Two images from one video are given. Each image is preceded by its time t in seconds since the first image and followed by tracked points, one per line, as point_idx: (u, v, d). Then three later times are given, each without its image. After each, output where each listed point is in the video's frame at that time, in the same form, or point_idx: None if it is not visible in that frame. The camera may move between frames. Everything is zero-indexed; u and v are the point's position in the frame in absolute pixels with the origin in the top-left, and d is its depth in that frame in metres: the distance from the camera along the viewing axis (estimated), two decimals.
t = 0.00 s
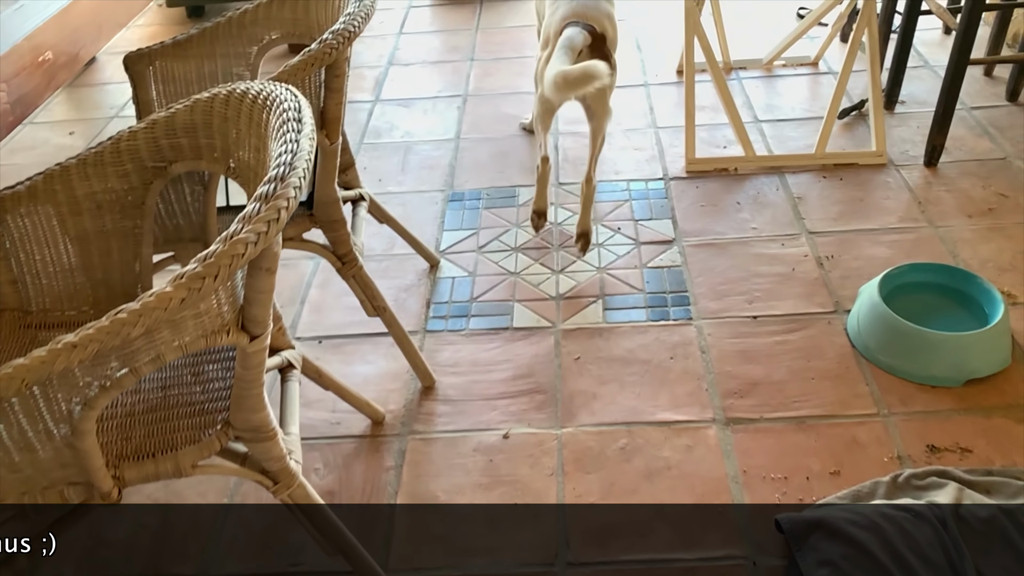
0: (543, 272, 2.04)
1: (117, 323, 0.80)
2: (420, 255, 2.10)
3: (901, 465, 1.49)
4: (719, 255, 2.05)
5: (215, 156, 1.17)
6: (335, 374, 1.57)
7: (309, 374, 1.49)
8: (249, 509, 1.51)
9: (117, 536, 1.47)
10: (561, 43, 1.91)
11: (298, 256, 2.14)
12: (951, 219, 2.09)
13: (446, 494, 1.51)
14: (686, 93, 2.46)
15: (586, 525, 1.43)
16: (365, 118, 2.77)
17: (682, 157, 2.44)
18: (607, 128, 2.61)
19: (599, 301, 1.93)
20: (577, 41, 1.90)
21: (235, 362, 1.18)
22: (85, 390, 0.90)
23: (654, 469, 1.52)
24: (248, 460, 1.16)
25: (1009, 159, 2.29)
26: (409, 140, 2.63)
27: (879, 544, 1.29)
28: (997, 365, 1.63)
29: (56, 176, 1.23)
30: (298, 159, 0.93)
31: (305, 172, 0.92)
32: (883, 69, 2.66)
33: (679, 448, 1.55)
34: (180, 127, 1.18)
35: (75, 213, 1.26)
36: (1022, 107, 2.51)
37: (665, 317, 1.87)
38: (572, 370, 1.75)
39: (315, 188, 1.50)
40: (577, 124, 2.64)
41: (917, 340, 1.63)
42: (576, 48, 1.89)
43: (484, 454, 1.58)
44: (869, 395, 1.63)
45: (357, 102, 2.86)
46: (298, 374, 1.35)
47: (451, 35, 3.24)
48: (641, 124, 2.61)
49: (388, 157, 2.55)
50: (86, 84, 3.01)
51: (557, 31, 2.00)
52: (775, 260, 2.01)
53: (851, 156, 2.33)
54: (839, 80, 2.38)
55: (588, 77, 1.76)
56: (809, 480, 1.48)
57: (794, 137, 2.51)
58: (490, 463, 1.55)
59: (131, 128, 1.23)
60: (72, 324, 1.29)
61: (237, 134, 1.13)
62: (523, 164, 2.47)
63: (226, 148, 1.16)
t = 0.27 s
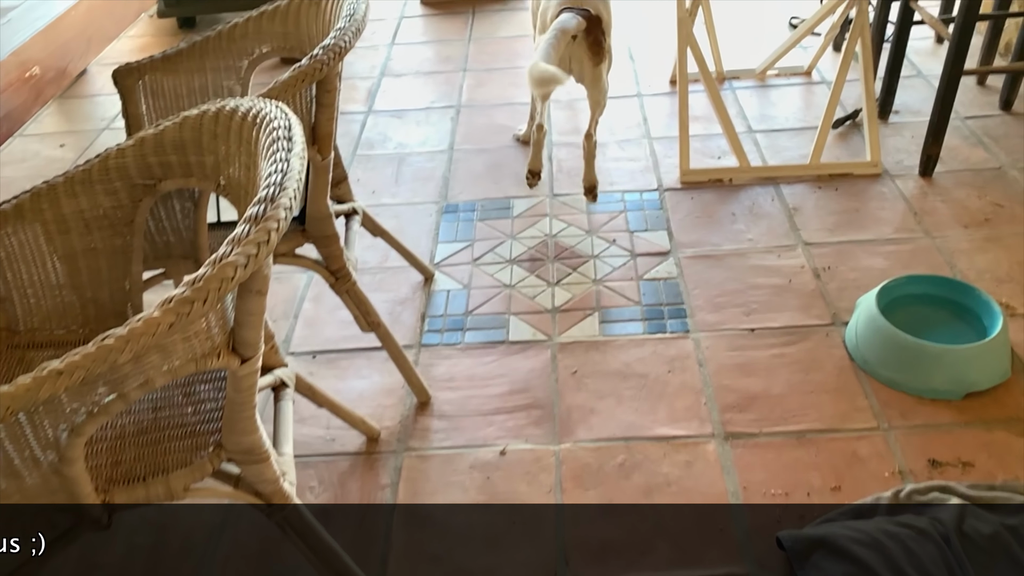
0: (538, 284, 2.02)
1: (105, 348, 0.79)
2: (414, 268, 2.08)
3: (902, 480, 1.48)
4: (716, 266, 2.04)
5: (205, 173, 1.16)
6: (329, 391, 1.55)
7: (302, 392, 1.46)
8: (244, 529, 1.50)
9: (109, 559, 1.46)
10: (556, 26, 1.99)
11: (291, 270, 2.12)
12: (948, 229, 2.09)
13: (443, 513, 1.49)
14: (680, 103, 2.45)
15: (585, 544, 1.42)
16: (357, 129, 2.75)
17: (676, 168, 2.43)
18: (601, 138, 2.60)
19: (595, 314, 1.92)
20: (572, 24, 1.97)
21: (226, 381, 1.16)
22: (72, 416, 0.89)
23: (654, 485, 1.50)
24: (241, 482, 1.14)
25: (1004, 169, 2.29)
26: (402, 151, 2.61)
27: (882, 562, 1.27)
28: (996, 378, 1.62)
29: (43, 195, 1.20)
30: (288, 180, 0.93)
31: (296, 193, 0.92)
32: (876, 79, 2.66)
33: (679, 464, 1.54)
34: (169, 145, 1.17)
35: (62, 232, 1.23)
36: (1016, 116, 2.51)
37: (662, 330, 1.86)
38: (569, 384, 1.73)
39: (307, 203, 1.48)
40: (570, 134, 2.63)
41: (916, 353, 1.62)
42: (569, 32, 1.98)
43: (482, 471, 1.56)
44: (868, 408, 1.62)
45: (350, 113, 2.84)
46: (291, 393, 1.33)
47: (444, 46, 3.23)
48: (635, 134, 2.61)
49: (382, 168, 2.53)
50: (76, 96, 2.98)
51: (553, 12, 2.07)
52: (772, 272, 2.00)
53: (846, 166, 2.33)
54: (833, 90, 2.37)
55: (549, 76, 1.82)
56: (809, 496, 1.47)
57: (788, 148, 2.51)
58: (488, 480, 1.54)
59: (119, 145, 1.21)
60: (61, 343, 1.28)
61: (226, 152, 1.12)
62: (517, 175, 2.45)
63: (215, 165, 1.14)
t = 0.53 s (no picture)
0: (531, 307, 1.99)
1: (85, 385, 0.77)
2: (405, 290, 2.06)
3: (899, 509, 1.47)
4: (709, 289, 2.02)
5: (191, 200, 1.14)
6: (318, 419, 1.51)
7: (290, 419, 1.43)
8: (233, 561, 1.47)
9: None
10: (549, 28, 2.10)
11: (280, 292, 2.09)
12: (940, 253, 2.09)
13: (436, 544, 1.47)
14: (671, 124, 2.45)
15: None
16: (348, 149, 2.73)
17: (668, 190, 2.42)
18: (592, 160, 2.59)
19: (589, 337, 1.90)
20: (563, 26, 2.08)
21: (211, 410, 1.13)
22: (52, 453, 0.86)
23: (649, 516, 1.49)
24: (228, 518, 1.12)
25: (995, 192, 2.29)
26: (393, 172, 2.59)
27: None
28: (993, 405, 1.61)
29: (25, 221, 1.18)
30: (274, 211, 0.92)
31: (282, 225, 0.91)
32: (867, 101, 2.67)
33: (674, 493, 1.52)
34: (154, 171, 1.15)
35: (45, 259, 1.21)
36: (1006, 139, 2.52)
37: (656, 354, 1.84)
38: (563, 410, 1.71)
39: (296, 227, 1.45)
40: (561, 155, 2.62)
41: (911, 379, 1.60)
42: (559, 33, 2.09)
43: (475, 501, 1.54)
44: (865, 435, 1.61)
45: (340, 133, 2.83)
46: (279, 422, 1.29)
47: (434, 66, 3.22)
48: (627, 155, 2.60)
49: (372, 189, 2.52)
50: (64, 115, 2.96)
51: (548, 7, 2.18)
52: (766, 295, 1.99)
53: (838, 188, 2.32)
54: (825, 112, 2.37)
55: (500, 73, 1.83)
56: (806, 526, 1.46)
57: (780, 170, 2.51)
58: (481, 511, 1.52)
59: (105, 170, 1.18)
60: (44, 372, 1.25)
61: (213, 179, 1.10)
62: (508, 196, 2.44)
63: (202, 192, 1.13)
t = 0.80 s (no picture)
0: (521, 333, 1.97)
1: (60, 428, 0.74)
2: (394, 315, 2.03)
3: (897, 543, 1.45)
4: (701, 316, 2.01)
5: (175, 229, 1.11)
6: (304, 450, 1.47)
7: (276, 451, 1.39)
8: None
9: None
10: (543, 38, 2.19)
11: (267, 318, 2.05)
12: (933, 281, 2.08)
13: None
14: (663, 148, 2.44)
15: None
16: (337, 171, 2.71)
17: (659, 215, 2.41)
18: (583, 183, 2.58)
19: (580, 365, 1.87)
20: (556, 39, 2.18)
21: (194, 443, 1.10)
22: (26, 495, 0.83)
23: (644, 550, 1.46)
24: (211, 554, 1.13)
25: (986, 219, 2.29)
26: (383, 194, 2.57)
27: None
28: (989, 437, 1.60)
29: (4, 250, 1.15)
30: (259, 245, 0.89)
31: (266, 259, 0.88)
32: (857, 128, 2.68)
33: (669, 527, 1.50)
34: (137, 199, 1.12)
35: (24, 288, 1.18)
36: (995, 166, 2.52)
37: (649, 383, 1.82)
38: (555, 439, 1.68)
39: (284, 254, 1.43)
40: (552, 179, 2.60)
41: (906, 410, 1.59)
42: (551, 45, 2.18)
43: (466, 534, 1.51)
44: (860, 467, 1.59)
45: (330, 155, 2.81)
46: (264, 455, 1.26)
47: (424, 88, 3.21)
48: (618, 180, 2.59)
49: (362, 212, 2.49)
50: (51, 135, 2.92)
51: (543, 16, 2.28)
52: (758, 323, 1.97)
53: (830, 215, 2.32)
54: (816, 138, 2.37)
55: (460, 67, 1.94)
56: (802, 561, 1.43)
57: (771, 195, 2.50)
58: (472, 544, 1.49)
59: (86, 198, 1.15)
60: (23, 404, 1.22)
61: (197, 208, 1.08)
62: (498, 220, 2.42)
63: (186, 221, 1.10)
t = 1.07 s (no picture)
0: (513, 364, 1.94)
1: (31, 477, 0.72)
2: (384, 345, 2.00)
3: None
4: (695, 346, 1.99)
5: (159, 263, 1.09)
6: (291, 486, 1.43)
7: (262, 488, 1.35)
8: None
9: None
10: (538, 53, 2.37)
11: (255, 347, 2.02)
12: (927, 311, 2.07)
13: None
14: (654, 174, 2.43)
15: None
16: (328, 197, 2.69)
17: (652, 242, 2.39)
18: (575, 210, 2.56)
19: (573, 397, 1.85)
20: (550, 58, 2.33)
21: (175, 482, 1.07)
22: None
23: None
24: None
25: (979, 249, 2.29)
26: (373, 221, 2.55)
27: None
28: (986, 472, 1.58)
29: None
30: (243, 283, 0.87)
31: (250, 298, 0.86)
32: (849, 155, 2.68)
33: (663, 565, 1.47)
34: (121, 232, 1.09)
35: (4, 323, 1.15)
36: (987, 195, 2.52)
37: (642, 415, 1.79)
38: (547, 474, 1.66)
39: (272, 285, 1.40)
40: (544, 206, 2.59)
41: (903, 445, 1.57)
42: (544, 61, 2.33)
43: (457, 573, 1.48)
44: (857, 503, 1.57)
45: (320, 181, 2.79)
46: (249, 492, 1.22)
47: (416, 113, 3.20)
48: (610, 206, 2.58)
49: (352, 239, 2.47)
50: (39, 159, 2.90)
51: (541, 33, 2.43)
52: (752, 353, 1.95)
53: (822, 244, 2.31)
54: (808, 166, 2.36)
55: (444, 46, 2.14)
56: None
57: (763, 223, 2.49)
58: None
59: (69, 231, 1.13)
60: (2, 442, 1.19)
61: (182, 242, 1.05)
62: (490, 247, 2.40)
63: (171, 255, 1.07)
